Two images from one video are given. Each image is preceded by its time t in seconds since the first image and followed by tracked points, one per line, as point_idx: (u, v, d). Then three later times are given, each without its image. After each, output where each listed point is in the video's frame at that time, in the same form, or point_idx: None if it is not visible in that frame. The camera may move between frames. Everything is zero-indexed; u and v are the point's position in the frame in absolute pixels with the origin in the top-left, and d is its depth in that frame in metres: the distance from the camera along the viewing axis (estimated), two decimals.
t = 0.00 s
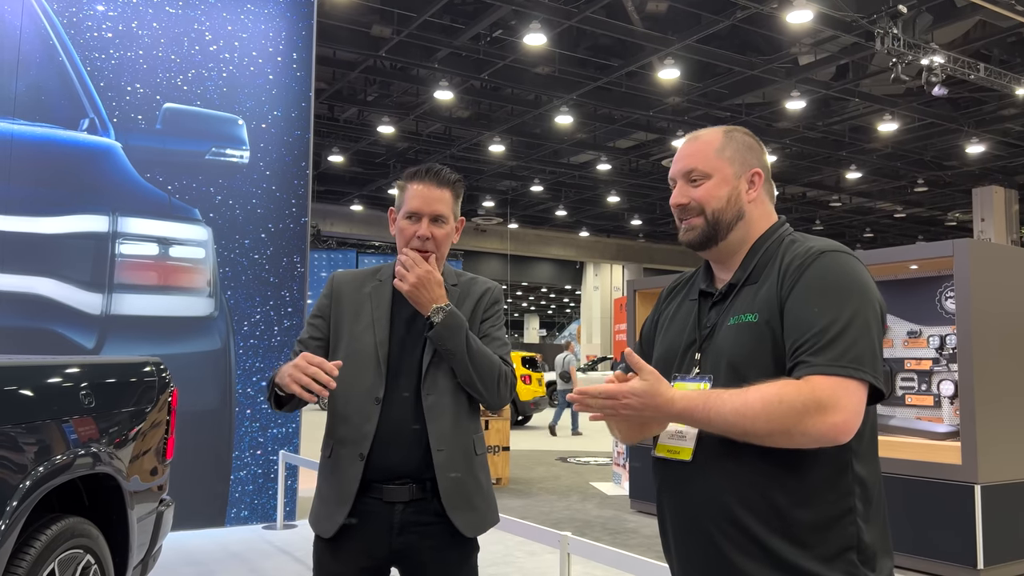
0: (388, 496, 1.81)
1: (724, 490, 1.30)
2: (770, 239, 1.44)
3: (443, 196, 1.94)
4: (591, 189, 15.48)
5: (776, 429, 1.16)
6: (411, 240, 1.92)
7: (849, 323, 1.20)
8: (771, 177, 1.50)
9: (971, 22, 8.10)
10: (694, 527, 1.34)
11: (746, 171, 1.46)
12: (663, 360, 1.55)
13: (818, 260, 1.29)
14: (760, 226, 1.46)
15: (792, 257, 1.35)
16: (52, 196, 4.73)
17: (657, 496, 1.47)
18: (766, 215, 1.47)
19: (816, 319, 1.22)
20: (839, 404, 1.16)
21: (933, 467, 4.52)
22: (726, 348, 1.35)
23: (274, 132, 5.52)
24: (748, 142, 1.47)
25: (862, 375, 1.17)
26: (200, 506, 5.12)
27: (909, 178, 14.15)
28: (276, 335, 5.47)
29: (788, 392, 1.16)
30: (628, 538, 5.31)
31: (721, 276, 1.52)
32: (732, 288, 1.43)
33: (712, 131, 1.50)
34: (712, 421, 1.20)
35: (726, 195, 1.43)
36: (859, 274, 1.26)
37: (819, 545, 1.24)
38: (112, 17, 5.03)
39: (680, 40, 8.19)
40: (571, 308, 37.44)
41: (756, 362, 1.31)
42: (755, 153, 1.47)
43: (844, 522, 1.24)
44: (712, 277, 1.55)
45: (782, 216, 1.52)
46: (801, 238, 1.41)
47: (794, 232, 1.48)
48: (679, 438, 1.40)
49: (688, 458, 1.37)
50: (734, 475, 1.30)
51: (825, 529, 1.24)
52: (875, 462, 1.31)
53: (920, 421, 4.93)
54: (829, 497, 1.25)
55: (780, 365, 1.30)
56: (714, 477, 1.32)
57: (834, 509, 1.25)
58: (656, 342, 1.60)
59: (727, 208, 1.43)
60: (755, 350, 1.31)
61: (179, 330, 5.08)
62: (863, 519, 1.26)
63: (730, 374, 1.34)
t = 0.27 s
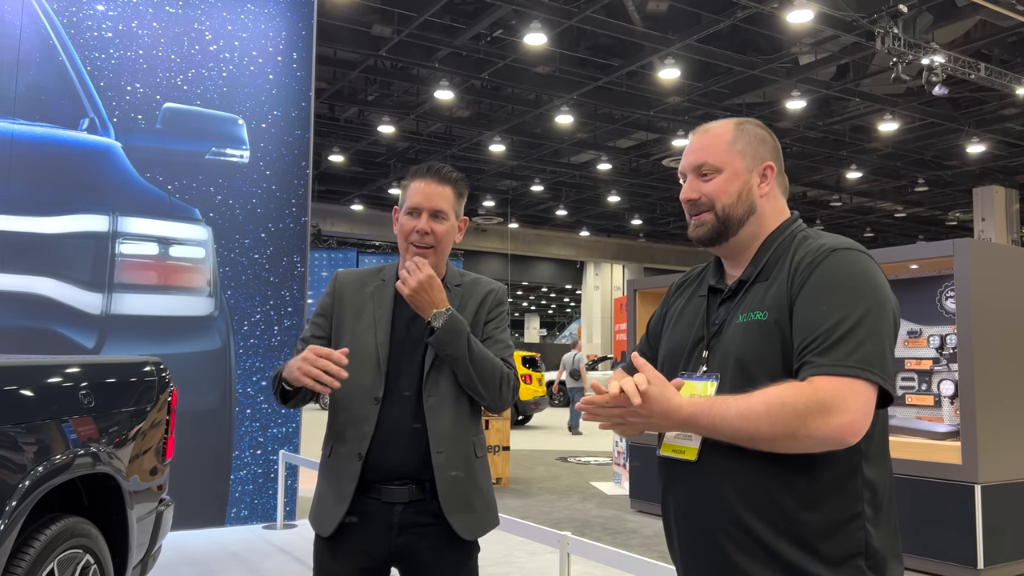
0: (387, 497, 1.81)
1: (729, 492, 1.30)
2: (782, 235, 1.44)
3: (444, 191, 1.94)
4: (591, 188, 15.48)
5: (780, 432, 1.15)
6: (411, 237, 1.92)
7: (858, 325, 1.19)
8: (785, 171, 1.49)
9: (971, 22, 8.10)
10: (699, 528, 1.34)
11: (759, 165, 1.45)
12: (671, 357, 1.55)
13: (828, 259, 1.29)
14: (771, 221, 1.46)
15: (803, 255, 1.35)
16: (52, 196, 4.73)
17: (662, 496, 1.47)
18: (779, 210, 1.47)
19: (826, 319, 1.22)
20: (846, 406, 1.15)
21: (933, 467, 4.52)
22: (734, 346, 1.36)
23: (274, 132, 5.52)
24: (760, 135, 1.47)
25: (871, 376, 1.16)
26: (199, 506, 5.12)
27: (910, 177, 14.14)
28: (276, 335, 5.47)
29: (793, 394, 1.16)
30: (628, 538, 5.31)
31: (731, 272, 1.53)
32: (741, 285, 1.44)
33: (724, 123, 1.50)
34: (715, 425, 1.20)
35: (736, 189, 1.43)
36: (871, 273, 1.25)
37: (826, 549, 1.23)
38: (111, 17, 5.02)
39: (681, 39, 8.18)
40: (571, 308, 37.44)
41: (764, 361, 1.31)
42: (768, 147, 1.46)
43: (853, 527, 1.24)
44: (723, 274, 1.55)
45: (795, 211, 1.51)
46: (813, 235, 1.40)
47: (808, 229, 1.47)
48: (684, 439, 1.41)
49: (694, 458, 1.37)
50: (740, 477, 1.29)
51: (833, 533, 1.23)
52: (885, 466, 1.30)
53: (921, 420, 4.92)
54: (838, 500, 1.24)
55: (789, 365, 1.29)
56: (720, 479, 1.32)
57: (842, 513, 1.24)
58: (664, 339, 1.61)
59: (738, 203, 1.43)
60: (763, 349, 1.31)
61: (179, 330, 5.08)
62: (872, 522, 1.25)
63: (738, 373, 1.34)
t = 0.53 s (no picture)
0: (384, 497, 1.81)
1: (730, 495, 1.29)
2: (782, 234, 1.43)
3: (435, 185, 1.94)
4: (591, 188, 15.47)
5: (781, 432, 1.15)
6: (403, 232, 1.93)
7: (858, 323, 1.19)
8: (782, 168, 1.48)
9: (971, 21, 8.09)
10: (699, 530, 1.34)
11: (755, 162, 1.44)
12: (671, 357, 1.55)
13: (828, 258, 1.28)
14: (768, 220, 1.46)
15: (802, 254, 1.35)
16: (50, 196, 4.72)
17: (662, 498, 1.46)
18: (777, 208, 1.46)
19: (827, 318, 1.21)
20: (847, 406, 1.14)
21: (933, 467, 4.51)
22: (734, 346, 1.35)
23: (274, 131, 5.51)
24: (756, 131, 1.46)
25: (873, 376, 1.16)
26: (198, 506, 5.12)
27: (910, 177, 14.12)
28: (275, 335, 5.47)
29: (794, 393, 1.15)
30: (628, 538, 5.30)
31: (730, 272, 1.52)
32: (740, 285, 1.43)
33: (719, 120, 1.48)
34: (715, 427, 1.19)
35: (733, 187, 1.42)
36: (871, 272, 1.25)
37: (828, 554, 1.23)
38: (110, 16, 5.02)
39: (681, 39, 8.17)
40: (571, 308, 37.43)
41: (764, 361, 1.30)
42: (763, 143, 1.45)
43: (855, 530, 1.23)
44: (722, 274, 1.55)
45: (793, 209, 1.50)
46: (813, 233, 1.40)
47: (807, 226, 1.46)
48: (685, 441, 1.41)
49: (693, 460, 1.37)
50: (741, 480, 1.29)
51: (835, 537, 1.23)
52: (887, 469, 1.30)
53: (921, 420, 4.92)
54: (840, 504, 1.24)
55: (788, 365, 1.29)
56: (721, 481, 1.31)
57: (844, 517, 1.23)
58: (662, 340, 1.60)
59: (735, 201, 1.43)
60: (763, 349, 1.31)
61: (178, 330, 5.08)
62: (875, 526, 1.25)
63: (737, 373, 1.33)
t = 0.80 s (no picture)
0: (385, 498, 1.80)
1: (729, 499, 1.29)
2: (779, 232, 1.43)
3: (433, 189, 1.93)
4: (592, 187, 15.47)
5: (782, 438, 1.13)
6: (402, 239, 1.92)
7: (859, 323, 1.18)
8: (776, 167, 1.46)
9: (971, 21, 8.08)
10: (698, 535, 1.34)
11: (748, 162, 1.43)
12: (670, 359, 1.55)
13: (824, 258, 1.28)
14: (763, 220, 1.45)
15: (799, 255, 1.34)
16: (50, 196, 4.72)
17: (661, 502, 1.46)
18: (772, 209, 1.46)
19: (826, 320, 1.21)
20: (848, 409, 1.13)
21: (934, 467, 4.51)
22: (733, 349, 1.35)
23: (273, 131, 5.51)
24: (752, 131, 1.45)
25: (873, 378, 1.15)
26: (198, 506, 5.11)
27: (911, 176, 14.10)
28: (275, 335, 5.46)
29: (794, 397, 1.14)
30: (628, 538, 5.30)
31: (729, 273, 1.52)
32: (737, 286, 1.43)
33: (713, 120, 1.48)
34: (715, 435, 1.18)
35: (725, 187, 1.42)
36: (869, 271, 1.24)
37: (827, 556, 1.22)
38: (110, 16, 5.01)
39: (681, 38, 8.16)
40: (571, 307, 37.42)
41: (763, 363, 1.30)
42: (758, 144, 1.44)
43: (855, 534, 1.22)
44: (720, 275, 1.54)
45: (789, 208, 1.49)
46: (810, 232, 1.39)
47: (804, 225, 1.46)
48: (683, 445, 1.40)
49: (692, 464, 1.36)
50: (739, 482, 1.28)
51: (835, 540, 1.22)
52: (887, 471, 1.29)
53: (921, 420, 4.91)
54: (839, 507, 1.23)
55: (787, 366, 1.29)
56: (720, 486, 1.31)
57: (843, 519, 1.23)
58: (661, 342, 1.60)
59: (727, 201, 1.42)
60: (761, 351, 1.31)
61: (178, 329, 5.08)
62: (875, 529, 1.24)
63: (737, 375, 1.33)
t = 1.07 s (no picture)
0: (388, 500, 1.80)
1: (721, 498, 1.29)
2: (775, 231, 1.42)
3: (436, 188, 1.93)
4: (592, 187, 15.46)
5: (786, 446, 1.13)
6: (407, 238, 1.90)
7: (855, 325, 1.16)
8: (766, 166, 1.44)
9: (972, 20, 8.06)
10: (691, 533, 1.34)
11: (731, 163, 1.43)
12: (671, 359, 1.55)
13: (818, 258, 1.26)
14: (756, 219, 1.44)
15: (793, 255, 1.33)
16: (50, 195, 4.71)
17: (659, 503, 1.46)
18: (763, 206, 1.44)
19: (819, 323, 1.19)
20: (849, 413, 1.12)
21: (935, 467, 4.50)
22: (728, 352, 1.34)
23: (273, 130, 5.50)
24: (740, 132, 1.43)
25: (872, 379, 1.14)
26: (198, 507, 5.11)
27: (912, 176, 14.08)
28: (275, 334, 5.46)
29: (795, 406, 1.14)
30: (629, 538, 5.29)
31: (729, 272, 1.51)
32: (734, 285, 1.42)
33: (705, 123, 1.49)
34: (719, 445, 1.17)
35: (704, 191, 1.44)
36: (862, 268, 1.22)
37: (816, 557, 1.21)
38: (110, 15, 5.01)
39: (682, 38, 8.15)
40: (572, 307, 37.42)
41: (761, 366, 1.29)
42: (748, 142, 1.43)
43: (846, 535, 1.21)
44: (722, 275, 1.54)
45: (786, 206, 1.47)
46: (807, 231, 1.38)
47: (803, 223, 1.45)
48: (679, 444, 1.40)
49: (685, 463, 1.37)
50: (731, 481, 1.29)
51: (825, 541, 1.21)
52: (884, 472, 1.26)
53: (923, 420, 4.91)
54: (828, 507, 1.21)
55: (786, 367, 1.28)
56: (712, 486, 1.31)
57: (834, 521, 1.21)
58: (664, 341, 1.60)
59: (706, 205, 1.44)
60: (758, 353, 1.30)
61: (178, 329, 5.07)
62: (868, 532, 1.22)
63: (734, 377, 1.32)
